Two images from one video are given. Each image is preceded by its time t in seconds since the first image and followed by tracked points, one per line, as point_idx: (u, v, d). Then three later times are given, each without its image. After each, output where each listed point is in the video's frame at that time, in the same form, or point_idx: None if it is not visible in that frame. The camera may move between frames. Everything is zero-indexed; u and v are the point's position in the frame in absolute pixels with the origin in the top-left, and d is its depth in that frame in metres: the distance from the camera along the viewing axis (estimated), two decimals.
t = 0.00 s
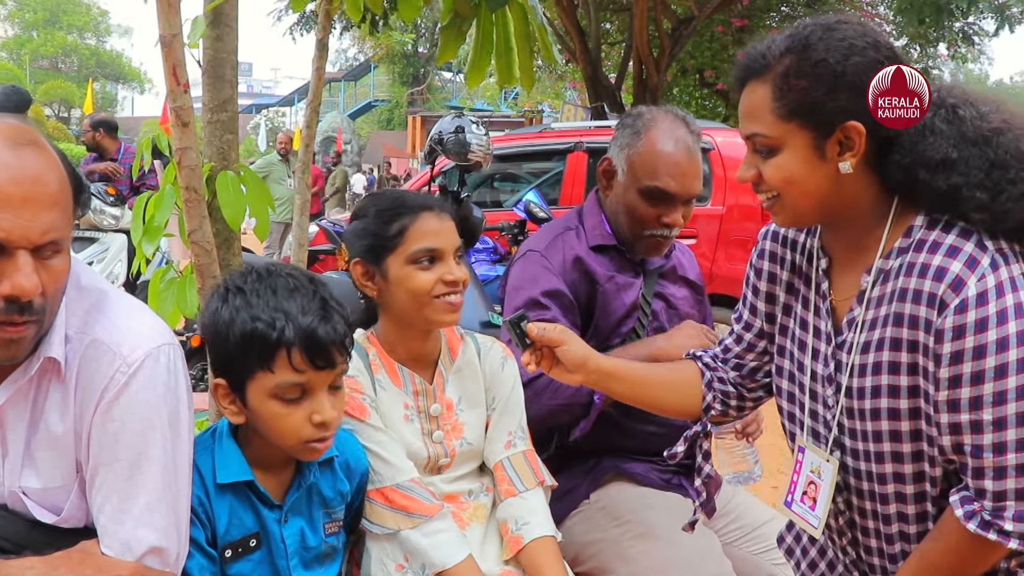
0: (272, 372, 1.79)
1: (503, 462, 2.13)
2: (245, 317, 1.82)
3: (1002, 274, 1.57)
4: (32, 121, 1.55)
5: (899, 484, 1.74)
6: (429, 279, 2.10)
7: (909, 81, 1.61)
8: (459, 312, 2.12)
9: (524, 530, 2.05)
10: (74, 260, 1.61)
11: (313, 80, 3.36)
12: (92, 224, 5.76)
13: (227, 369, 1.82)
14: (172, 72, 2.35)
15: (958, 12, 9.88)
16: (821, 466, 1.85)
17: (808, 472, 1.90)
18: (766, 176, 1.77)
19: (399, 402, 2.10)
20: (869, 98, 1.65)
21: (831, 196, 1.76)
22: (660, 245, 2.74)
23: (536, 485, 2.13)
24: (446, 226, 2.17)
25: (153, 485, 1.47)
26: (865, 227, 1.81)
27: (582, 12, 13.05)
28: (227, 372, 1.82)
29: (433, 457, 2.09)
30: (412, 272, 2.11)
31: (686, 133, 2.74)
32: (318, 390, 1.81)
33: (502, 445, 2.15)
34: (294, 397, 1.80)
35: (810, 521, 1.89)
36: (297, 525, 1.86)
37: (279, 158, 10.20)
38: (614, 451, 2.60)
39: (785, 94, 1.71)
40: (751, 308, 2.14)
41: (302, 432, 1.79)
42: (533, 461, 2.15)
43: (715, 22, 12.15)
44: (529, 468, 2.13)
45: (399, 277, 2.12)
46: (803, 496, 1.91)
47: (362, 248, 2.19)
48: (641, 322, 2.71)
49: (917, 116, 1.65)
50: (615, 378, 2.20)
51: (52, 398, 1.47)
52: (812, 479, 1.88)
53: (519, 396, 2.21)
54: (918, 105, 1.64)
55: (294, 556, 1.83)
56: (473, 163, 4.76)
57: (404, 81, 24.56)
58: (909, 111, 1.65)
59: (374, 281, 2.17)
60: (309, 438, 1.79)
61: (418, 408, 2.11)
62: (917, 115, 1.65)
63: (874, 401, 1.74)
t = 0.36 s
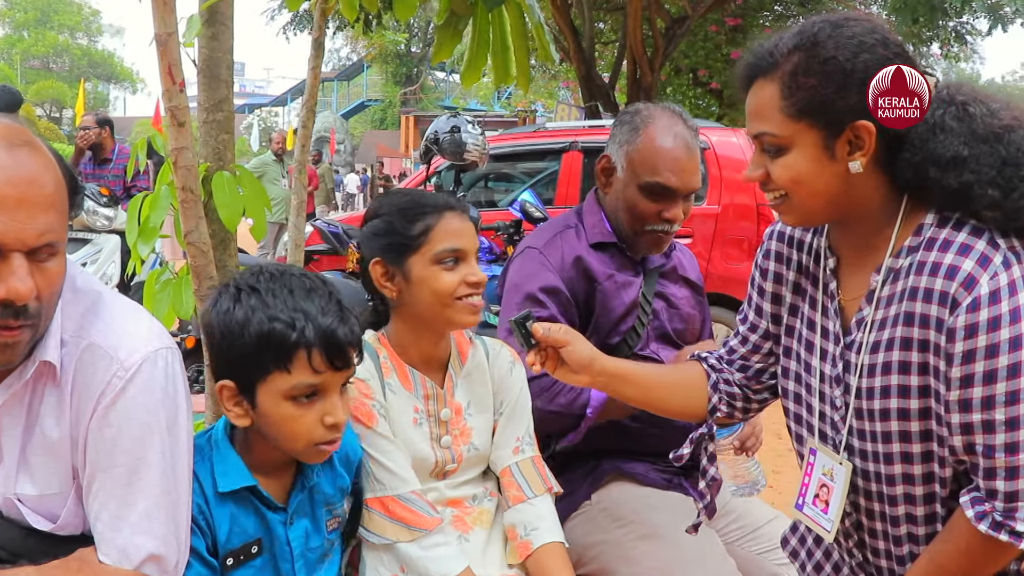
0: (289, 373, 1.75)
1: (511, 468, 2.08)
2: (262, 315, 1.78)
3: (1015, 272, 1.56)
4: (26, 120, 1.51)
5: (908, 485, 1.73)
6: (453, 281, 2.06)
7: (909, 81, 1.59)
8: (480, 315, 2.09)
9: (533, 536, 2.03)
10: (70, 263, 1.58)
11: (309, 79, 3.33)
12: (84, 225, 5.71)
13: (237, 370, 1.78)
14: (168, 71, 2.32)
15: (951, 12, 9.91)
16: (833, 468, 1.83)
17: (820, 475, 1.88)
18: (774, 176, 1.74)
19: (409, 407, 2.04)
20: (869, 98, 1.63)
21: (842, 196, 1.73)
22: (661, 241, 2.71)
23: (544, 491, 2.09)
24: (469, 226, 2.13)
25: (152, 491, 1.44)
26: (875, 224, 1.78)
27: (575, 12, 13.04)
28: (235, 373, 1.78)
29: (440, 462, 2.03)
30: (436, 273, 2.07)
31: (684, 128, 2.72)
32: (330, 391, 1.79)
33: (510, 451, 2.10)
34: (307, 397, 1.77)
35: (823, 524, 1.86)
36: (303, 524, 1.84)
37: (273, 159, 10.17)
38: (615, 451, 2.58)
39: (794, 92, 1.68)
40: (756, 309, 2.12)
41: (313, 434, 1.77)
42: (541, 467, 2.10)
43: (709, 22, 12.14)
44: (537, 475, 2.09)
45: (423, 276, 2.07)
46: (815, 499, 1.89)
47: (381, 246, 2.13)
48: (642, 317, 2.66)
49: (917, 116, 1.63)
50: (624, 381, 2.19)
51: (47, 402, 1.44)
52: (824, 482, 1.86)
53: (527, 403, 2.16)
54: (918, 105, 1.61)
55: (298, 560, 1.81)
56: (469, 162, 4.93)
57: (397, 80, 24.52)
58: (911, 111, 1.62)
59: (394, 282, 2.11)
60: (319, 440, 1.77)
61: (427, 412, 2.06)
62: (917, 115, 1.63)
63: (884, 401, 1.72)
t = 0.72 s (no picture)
0: (322, 345, 1.74)
1: (516, 482, 2.05)
2: (306, 288, 1.78)
3: None
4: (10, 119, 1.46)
5: (917, 486, 1.70)
6: (448, 288, 1.98)
7: (909, 81, 1.55)
8: (477, 322, 2.00)
9: (541, 547, 2.02)
10: (58, 266, 1.53)
11: (302, 77, 3.29)
12: (73, 226, 5.65)
13: (263, 339, 1.74)
14: (160, 69, 2.29)
15: (941, 11, 9.94)
16: (840, 469, 1.80)
17: (826, 476, 1.84)
18: (787, 172, 1.69)
19: (410, 413, 1.99)
20: (869, 98, 1.59)
21: (855, 191, 1.70)
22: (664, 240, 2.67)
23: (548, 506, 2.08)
24: (466, 231, 2.05)
25: (143, 501, 1.40)
26: (884, 220, 1.75)
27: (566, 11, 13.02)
28: (261, 340, 1.74)
29: (439, 470, 1.99)
30: (428, 279, 1.99)
31: (685, 124, 2.69)
32: (350, 372, 1.78)
33: (516, 465, 2.07)
34: (330, 373, 1.76)
35: (831, 526, 1.84)
36: (309, 518, 1.82)
37: (265, 159, 10.12)
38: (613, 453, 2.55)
39: (807, 87, 1.64)
40: (759, 310, 2.09)
41: (326, 414, 1.74)
42: (545, 482, 2.08)
43: (700, 21, 12.15)
44: (542, 489, 2.07)
45: (415, 283, 2.00)
46: (822, 500, 1.85)
47: (376, 254, 2.05)
48: (640, 320, 2.64)
49: (918, 116, 1.58)
50: (626, 383, 2.15)
51: (35, 410, 1.40)
52: (831, 482, 1.82)
53: (530, 419, 2.13)
54: (919, 105, 1.57)
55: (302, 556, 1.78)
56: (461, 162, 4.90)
57: (387, 80, 24.47)
58: (909, 112, 1.57)
59: (388, 288, 2.04)
60: (332, 422, 1.75)
61: (428, 419, 2.01)
62: (918, 115, 1.58)
63: (892, 400, 1.69)
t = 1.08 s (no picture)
0: (329, 352, 1.71)
1: (510, 490, 2.05)
2: (312, 294, 1.74)
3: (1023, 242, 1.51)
4: None
5: (912, 475, 1.65)
6: (437, 293, 1.95)
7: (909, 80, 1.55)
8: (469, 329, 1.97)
9: (536, 555, 2.01)
10: (42, 270, 1.50)
11: (286, 77, 3.25)
12: (51, 225, 5.57)
13: (269, 348, 1.70)
14: (142, 69, 2.25)
15: (919, 13, 10.04)
16: (833, 455, 1.72)
17: (819, 465, 1.76)
18: (787, 150, 1.65)
19: (405, 420, 1.96)
20: (869, 98, 1.59)
21: (855, 171, 1.66)
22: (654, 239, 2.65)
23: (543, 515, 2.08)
24: (454, 234, 2.02)
25: (129, 511, 1.37)
26: (880, 200, 1.71)
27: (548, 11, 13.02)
28: (267, 349, 1.70)
29: (433, 476, 1.98)
30: (417, 284, 1.96)
31: (674, 125, 2.67)
32: (354, 380, 1.76)
33: (511, 473, 2.06)
34: (334, 381, 1.72)
35: (831, 517, 1.74)
36: (306, 527, 1.81)
37: (245, 158, 10.04)
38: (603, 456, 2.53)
39: (813, 63, 1.61)
40: (744, 309, 2.05)
41: (333, 423, 1.71)
42: (540, 490, 2.08)
43: (681, 22, 12.20)
44: (536, 498, 2.06)
45: (405, 288, 1.97)
46: (818, 491, 1.76)
47: (366, 258, 2.04)
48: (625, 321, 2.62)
49: (917, 116, 1.59)
50: (621, 387, 2.11)
51: (18, 418, 1.37)
52: (825, 472, 1.75)
53: (524, 427, 2.12)
54: (918, 105, 1.57)
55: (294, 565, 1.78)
56: (445, 162, 4.88)
57: (368, 79, 24.39)
58: (907, 113, 1.58)
59: (379, 292, 2.03)
60: (337, 430, 1.72)
61: (424, 426, 1.98)
62: (917, 115, 1.59)
63: (883, 386, 1.64)
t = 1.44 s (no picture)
0: (299, 369, 1.69)
1: (511, 497, 2.04)
2: (274, 309, 1.71)
3: None
4: None
5: (922, 477, 1.57)
6: (443, 302, 1.94)
7: (910, 80, 1.51)
8: (470, 343, 1.95)
9: (538, 561, 2.01)
10: (44, 277, 1.49)
11: (279, 81, 3.24)
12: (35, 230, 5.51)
13: (238, 369, 1.69)
14: (138, 73, 2.22)
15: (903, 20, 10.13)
16: (836, 457, 1.64)
17: (823, 468, 1.68)
18: (805, 133, 1.57)
19: (406, 426, 1.96)
20: (868, 98, 1.54)
21: (872, 159, 1.60)
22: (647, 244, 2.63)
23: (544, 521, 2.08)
24: (462, 243, 2.00)
25: (134, 520, 1.35)
26: (893, 191, 1.64)
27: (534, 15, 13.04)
28: (237, 372, 1.69)
29: (434, 483, 1.97)
30: (422, 291, 1.95)
31: (667, 131, 2.67)
32: (332, 391, 1.75)
33: (511, 480, 2.06)
34: (312, 395, 1.71)
35: (839, 522, 1.64)
36: (303, 532, 1.81)
37: (231, 161, 9.98)
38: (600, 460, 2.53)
39: (840, 44, 1.53)
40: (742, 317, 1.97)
41: (316, 435, 1.70)
42: (540, 497, 2.08)
43: (666, 27, 12.26)
44: (537, 505, 2.06)
45: (409, 295, 1.96)
46: (823, 496, 1.67)
47: (371, 262, 2.03)
48: (613, 322, 2.62)
49: (917, 116, 1.55)
50: (619, 399, 2.06)
51: (21, 426, 1.36)
52: (829, 475, 1.66)
53: (523, 433, 2.11)
54: (919, 105, 1.53)
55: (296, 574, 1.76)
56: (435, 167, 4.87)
57: (352, 83, 24.35)
58: (908, 112, 1.54)
59: (383, 297, 2.03)
60: (321, 440, 1.71)
61: (424, 432, 1.98)
62: (917, 115, 1.55)
63: (893, 383, 1.57)
